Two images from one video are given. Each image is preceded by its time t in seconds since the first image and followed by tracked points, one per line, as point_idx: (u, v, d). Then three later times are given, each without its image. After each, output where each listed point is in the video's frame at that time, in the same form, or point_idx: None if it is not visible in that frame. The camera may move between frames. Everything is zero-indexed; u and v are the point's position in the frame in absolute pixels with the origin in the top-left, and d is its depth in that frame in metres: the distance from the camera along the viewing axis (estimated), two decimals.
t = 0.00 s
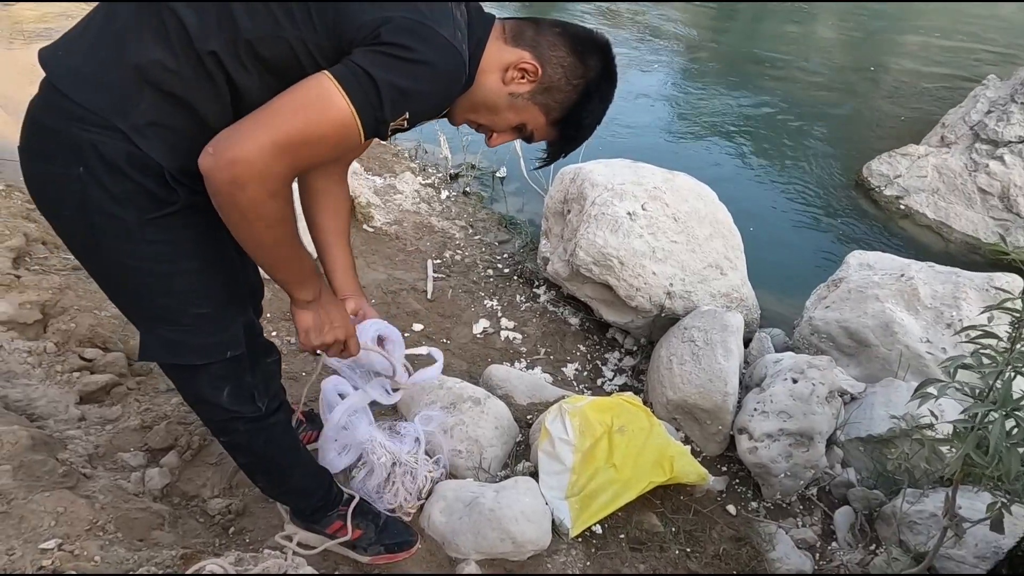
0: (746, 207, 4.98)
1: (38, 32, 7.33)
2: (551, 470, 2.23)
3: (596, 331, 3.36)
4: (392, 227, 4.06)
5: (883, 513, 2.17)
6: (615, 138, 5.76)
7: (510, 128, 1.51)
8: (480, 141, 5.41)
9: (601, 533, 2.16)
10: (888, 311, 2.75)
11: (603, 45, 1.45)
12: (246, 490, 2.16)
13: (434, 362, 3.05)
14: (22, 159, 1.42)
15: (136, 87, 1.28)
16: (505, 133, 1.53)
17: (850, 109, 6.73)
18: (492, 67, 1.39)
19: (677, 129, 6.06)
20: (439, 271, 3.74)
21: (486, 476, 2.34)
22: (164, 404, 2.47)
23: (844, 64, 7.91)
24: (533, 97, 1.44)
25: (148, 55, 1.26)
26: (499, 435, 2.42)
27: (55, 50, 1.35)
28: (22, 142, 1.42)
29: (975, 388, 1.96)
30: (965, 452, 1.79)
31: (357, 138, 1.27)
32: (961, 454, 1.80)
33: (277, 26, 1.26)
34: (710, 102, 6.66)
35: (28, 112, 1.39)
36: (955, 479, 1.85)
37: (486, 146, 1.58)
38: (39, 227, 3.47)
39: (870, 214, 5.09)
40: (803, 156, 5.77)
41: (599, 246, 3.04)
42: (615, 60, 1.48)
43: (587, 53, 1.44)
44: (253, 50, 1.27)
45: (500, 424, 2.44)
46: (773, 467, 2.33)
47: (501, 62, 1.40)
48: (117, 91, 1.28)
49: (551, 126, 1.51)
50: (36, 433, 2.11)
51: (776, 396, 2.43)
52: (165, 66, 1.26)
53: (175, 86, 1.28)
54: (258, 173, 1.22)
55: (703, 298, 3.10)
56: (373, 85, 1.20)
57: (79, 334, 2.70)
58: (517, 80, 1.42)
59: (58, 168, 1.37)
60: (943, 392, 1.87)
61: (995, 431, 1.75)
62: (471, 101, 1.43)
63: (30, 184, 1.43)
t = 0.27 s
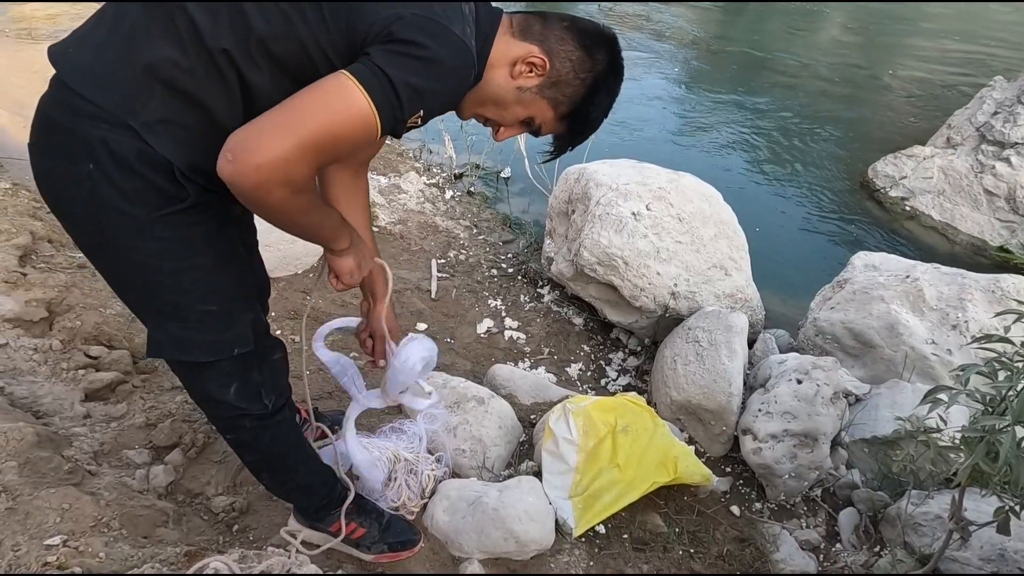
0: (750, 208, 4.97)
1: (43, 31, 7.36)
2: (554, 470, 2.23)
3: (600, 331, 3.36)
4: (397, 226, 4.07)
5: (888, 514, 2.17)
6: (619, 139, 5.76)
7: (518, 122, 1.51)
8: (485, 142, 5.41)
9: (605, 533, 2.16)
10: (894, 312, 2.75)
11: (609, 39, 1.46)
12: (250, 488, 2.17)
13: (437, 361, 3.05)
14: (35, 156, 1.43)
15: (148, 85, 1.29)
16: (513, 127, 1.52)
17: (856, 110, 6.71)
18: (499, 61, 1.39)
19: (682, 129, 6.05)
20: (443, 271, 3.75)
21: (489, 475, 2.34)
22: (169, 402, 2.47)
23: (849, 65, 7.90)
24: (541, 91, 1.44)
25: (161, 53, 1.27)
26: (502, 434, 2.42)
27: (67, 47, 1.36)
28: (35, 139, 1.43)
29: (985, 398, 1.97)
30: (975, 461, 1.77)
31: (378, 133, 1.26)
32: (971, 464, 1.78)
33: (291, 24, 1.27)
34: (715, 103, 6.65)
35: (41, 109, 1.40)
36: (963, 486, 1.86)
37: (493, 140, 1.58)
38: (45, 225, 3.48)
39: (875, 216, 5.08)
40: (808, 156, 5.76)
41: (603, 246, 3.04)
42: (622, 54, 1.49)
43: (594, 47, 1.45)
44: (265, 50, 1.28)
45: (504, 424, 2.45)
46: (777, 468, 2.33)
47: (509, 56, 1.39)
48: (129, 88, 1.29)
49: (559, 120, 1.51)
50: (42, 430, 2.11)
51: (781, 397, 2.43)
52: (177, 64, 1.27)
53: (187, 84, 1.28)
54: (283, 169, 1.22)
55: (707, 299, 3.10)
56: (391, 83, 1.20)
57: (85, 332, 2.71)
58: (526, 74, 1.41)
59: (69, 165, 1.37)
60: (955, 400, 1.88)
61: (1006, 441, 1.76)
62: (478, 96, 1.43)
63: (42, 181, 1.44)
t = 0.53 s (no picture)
0: (755, 208, 4.95)
1: (50, 30, 7.39)
2: (559, 469, 2.22)
3: (604, 331, 3.35)
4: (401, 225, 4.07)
5: (894, 516, 2.15)
6: (624, 139, 5.74)
7: (525, 109, 1.51)
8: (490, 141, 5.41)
9: (609, 532, 2.15)
10: (900, 313, 2.73)
11: (618, 23, 1.43)
12: (254, 486, 2.16)
13: (442, 360, 3.05)
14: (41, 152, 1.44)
15: (149, 78, 1.28)
16: (519, 114, 1.52)
17: (862, 110, 6.69)
18: (506, 47, 1.38)
19: (687, 129, 6.03)
20: (447, 270, 3.74)
21: (493, 474, 2.33)
22: (173, 399, 2.47)
23: (855, 65, 7.87)
24: (548, 77, 1.43)
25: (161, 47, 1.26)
26: (506, 433, 2.41)
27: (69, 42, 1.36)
28: (41, 135, 1.43)
29: (992, 392, 1.94)
30: (981, 457, 1.77)
31: (377, 94, 1.23)
32: (977, 460, 1.77)
33: (292, 9, 1.25)
34: (720, 103, 6.63)
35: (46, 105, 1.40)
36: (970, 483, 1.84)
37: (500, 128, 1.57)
38: (51, 223, 3.49)
39: (882, 217, 5.05)
40: (814, 157, 5.73)
41: (608, 245, 3.03)
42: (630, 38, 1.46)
43: (601, 29, 1.41)
44: (268, 38, 1.27)
45: (508, 423, 2.44)
46: (782, 469, 2.32)
47: (516, 41, 1.38)
48: (130, 82, 1.28)
49: (566, 105, 1.51)
50: (46, 426, 2.11)
51: (787, 397, 2.42)
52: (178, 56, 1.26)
53: (191, 77, 1.28)
54: (269, 88, 1.17)
55: (712, 299, 3.09)
56: (393, 42, 1.20)
57: (90, 329, 2.71)
58: (531, 60, 1.40)
59: (73, 160, 1.37)
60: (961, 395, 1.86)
61: (1012, 436, 1.74)
62: (485, 83, 1.42)
63: (49, 177, 1.45)
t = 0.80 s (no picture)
0: (760, 208, 4.93)
1: (55, 29, 7.41)
2: (563, 470, 2.21)
3: (609, 331, 3.34)
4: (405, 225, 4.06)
5: (901, 518, 2.13)
6: (629, 139, 5.73)
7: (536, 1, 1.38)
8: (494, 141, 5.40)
9: (613, 534, 2.14)
10: (907, 314, 2.71)
11: None
12: (257, 485, 2.15)
13: (446, 360, 3.04)
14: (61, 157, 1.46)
15: (141, 62, 1.29)
16: (531, 10, 1.39)
17: (867, 111, 6.67)
18: None
19: (692, 130, 6.02)
20: (451, 270, 3.74)
21: (497, 475, 2.32)
22: (177, 398, 2.47)
23: (861, 65, 7.85)
24: None
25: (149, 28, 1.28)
26: (510, 434, 2.40)
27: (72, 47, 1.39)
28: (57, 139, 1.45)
29: (1001, 395, 1.92)
30: (991, 460, 1.73)
31: None
32: (987, 463, 1.74)
33: None
34: (725, 103, 6.61)
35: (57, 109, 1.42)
36: (978, 486, 1.82)
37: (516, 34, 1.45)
38: (55, 221, 3.49)
39: (887, 218, 5.03)
40: (819, 157, 5.72)
41: (613, 245, 3.02)
42: None
43: None
44: None
45: (512, 423, 2.43)
46: (788, 471, 2.30)
47: None
48: (126, 68, 1.29)
49: None
50: (50, 425, 2.11)
51: (792, 399, 2.41)
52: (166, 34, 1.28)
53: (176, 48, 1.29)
54: None
55: (717, 300, 3.07)
56: None
57: (93, 328, 2.71)
58: None
59: (85, 157, 1.38)
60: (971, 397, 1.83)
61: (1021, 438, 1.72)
62: None
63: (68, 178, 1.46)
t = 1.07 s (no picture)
0: (763, 210, 4.93)
1: (59, 30, 7.44)
2: (564, 472, 2.21)
3: (611, 333, 3.33)
4: (408, 227, 4.06)
5: (904, 522, 2.13)
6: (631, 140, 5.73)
7: None
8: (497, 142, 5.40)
9: (615, 536, 2.13)
10: (911, 317, 2.70)
11: None
12: (259, 486, 2.16)
13: (448, 361, 3.04)
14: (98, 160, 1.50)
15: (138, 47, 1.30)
16: None
17: (871, 112, 6.65)
18: None
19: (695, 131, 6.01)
20: (453, 271, 3.74)
21: (498, 477, 2.32)
22: (179, 399, 2.47)
23: (865, 67, 7.83)
24: None
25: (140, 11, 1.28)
26: (512, 435, 2.40)
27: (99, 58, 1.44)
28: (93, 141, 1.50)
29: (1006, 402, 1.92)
30: (995, 468, 1.77)
31: None
32: (991, 471, 1.77)
33: None
34: (728, 104, 6.60)
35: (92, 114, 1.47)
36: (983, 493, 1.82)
37: None
38: (58, 222, 3.50)
39: (890, 220, 5.02)
40: (822, 159, 5.70)
41: (615, 247, 3.02)
42: None
43: None
44: None
45: (514, 425, 2.43)
46: (790, 474, 2.30)
47: None
48: (128, 57, 1.30)
49: None
50: (52, 425, 2.11)
51: (795, 401, 2.40)
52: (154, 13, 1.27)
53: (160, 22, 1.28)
54: None
55: (720, 302, 3.07)
56: None
57: (96, 328, 2.71)
58: None
59: (112, 156, 1.40)
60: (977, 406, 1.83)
61: None
62: None
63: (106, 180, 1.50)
